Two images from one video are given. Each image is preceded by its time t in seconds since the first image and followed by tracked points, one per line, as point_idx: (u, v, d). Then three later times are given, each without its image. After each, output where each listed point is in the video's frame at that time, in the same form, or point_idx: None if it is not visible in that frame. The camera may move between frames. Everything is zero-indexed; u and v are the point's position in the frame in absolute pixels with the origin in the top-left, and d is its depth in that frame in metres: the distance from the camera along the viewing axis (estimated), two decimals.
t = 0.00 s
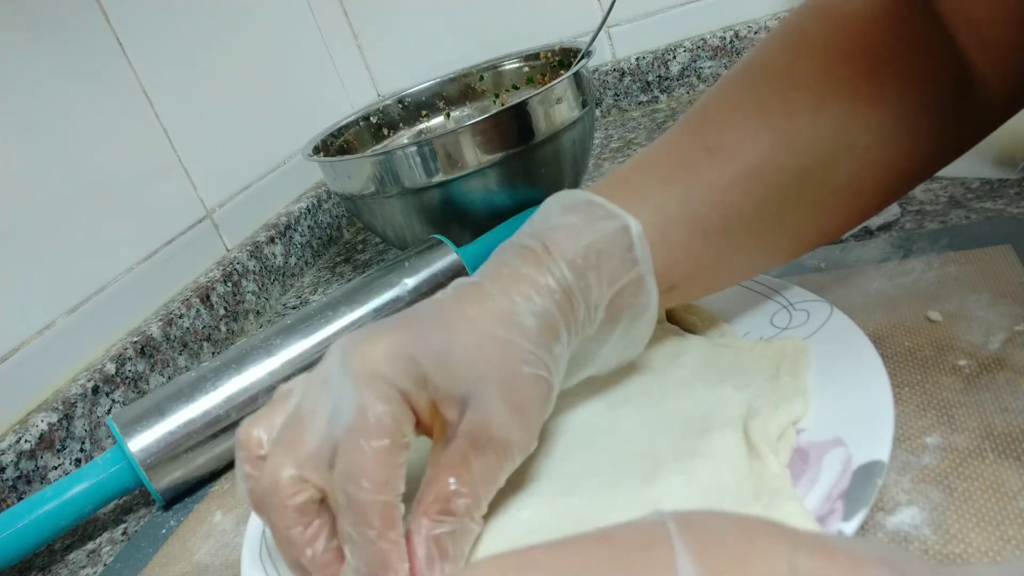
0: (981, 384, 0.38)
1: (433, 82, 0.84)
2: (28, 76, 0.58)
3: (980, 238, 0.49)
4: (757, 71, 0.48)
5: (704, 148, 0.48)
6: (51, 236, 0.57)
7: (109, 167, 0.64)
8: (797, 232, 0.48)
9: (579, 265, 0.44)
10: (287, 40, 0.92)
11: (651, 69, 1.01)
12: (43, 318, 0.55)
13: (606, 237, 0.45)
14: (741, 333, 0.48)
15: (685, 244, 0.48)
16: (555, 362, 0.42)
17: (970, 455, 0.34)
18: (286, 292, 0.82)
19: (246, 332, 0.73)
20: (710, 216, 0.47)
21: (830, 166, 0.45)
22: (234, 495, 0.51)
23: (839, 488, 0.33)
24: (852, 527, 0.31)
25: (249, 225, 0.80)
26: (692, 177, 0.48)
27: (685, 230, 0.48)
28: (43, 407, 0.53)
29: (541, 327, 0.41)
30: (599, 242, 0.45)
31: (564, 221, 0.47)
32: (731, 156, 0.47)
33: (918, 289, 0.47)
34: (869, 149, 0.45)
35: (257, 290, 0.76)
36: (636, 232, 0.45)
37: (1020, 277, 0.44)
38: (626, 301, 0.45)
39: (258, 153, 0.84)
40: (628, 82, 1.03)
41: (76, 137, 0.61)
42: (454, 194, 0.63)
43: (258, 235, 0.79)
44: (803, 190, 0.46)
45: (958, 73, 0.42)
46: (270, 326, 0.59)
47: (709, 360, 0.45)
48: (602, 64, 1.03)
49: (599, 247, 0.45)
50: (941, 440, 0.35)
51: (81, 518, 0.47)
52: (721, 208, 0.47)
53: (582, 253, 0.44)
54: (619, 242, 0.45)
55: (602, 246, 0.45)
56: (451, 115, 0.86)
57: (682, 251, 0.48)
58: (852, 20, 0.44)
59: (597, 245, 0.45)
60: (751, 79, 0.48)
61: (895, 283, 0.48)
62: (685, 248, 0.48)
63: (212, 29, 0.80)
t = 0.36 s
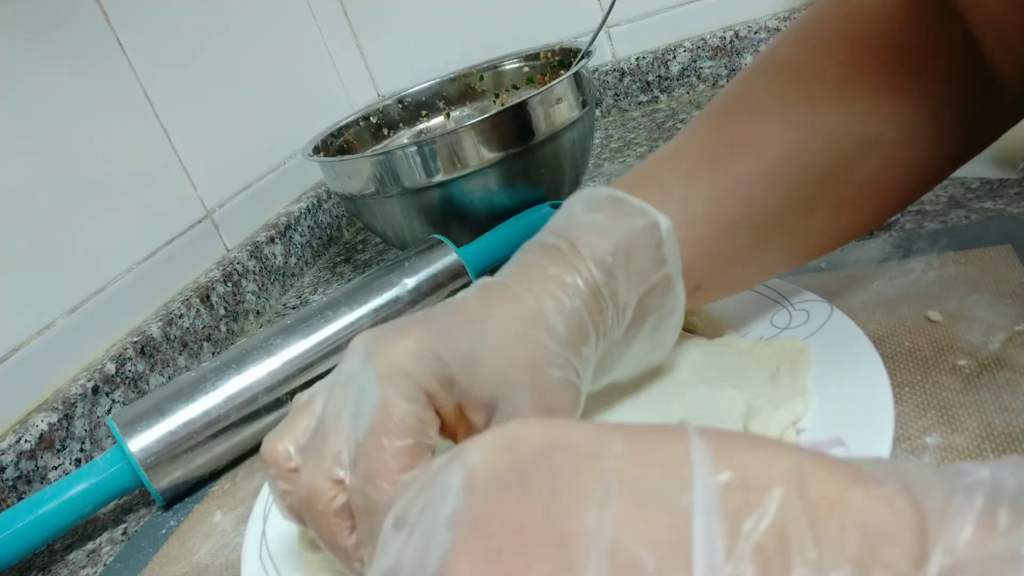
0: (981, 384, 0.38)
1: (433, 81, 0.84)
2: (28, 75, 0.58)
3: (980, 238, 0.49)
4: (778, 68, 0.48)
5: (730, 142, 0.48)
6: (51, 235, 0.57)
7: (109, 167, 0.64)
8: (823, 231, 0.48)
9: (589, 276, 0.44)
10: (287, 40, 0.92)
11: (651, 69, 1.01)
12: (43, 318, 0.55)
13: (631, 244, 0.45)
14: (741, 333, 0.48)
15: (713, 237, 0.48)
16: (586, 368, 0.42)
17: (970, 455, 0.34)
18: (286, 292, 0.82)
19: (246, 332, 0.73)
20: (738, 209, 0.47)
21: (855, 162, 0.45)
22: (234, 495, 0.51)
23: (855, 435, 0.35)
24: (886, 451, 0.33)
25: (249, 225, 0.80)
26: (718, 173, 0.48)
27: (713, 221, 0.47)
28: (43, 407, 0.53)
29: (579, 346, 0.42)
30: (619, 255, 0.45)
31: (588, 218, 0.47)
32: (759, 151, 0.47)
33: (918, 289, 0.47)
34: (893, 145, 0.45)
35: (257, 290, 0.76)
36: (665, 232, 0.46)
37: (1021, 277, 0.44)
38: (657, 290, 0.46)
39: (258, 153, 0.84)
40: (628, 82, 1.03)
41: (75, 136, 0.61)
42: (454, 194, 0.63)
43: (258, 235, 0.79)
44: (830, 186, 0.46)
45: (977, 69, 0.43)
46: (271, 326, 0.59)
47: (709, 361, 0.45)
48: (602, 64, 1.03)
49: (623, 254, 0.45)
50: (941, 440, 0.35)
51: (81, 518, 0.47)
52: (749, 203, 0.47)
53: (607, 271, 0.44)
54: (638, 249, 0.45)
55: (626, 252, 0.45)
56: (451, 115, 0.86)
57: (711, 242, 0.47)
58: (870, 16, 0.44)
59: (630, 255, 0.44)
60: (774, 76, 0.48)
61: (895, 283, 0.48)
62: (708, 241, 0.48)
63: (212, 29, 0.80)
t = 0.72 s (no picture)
0: (981, 384, 0.38)
1: (433, 81, 0.84)
2: (27, 76, 0.58)
3: (980, 238, 0.49)
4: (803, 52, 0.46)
5: (755, 132, 0.46)
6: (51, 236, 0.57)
7: (108, 167, 0.64)
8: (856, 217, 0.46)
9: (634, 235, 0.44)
10: (287, 40, 0.93)
11: (651, 69, 1.01)
12: (43, 318, 0.55)
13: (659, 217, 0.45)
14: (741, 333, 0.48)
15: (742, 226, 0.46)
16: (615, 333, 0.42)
17: (970, 456, 0.34)
18: (286, 292, 0.82)
19: (246, 332, 0.73)
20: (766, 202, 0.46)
21: (884, 148, 0.43)
22: (234, 495, 0.51)
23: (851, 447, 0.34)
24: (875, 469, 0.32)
25: (249, 225, 0.80)
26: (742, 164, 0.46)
27: (742, 207, 0.46)
28: (43, 407, 0.53)
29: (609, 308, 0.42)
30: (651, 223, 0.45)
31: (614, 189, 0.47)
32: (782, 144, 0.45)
33: (918, 289, 0.47)
34: (922, 129, 0.43)
35: (257, 290, 0.76)
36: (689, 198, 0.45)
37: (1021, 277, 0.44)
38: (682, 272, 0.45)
39: (258, 153, 0.84)
40: (628, 82, 1.03)
41: (75, 136, 0.61)
42: (454, 194, 0.63)
43: (258, 235, 0.79)
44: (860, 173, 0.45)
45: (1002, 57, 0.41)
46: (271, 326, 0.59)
47: (710, 360, 0.45)
48: (602, 64, 1.03)
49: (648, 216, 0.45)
50: (942, 440, 0.35)
51: (81, 518, 0.47)
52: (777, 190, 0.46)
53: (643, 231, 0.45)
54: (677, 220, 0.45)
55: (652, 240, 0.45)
56: (451, 115, 0.86)
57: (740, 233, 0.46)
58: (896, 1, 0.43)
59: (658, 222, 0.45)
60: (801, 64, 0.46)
61: (895, 284, 0.48)
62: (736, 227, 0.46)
63: (212, 29, 0.80)
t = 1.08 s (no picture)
0: (981, 384, 0.38)
1: (433, 81, 0.84)
2: (27, 76, 0.58)
3: (980, 238, 0.49)
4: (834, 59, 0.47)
5: (827, 100, 0.46)
6: (51, 236, 0.57)
7: (109, 168, 0.64)
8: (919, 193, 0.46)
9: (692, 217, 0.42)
10: (287, 40, 0.93)
11: (651, 69, 1.01)
12: (43, 318, 0.55)
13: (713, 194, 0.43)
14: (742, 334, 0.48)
15: (816, 197, 0.46)
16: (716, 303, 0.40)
17: (970, 455, 0.34)
18: (286, 292, 0.82)
19: (245, 332, 0.73)
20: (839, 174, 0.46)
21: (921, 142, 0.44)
22: (234, 495, 0.51)
23: (841, 493, 0.32)
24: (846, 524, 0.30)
25: (249, 225, 0.80)
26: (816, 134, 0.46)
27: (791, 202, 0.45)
28: (43, 407, 0.53)
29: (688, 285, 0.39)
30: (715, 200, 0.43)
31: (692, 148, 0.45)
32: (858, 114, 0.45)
33: (918, 289, 0.47)
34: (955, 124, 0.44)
35: (257, 290, 0.76)
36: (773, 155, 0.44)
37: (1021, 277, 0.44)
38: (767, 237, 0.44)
39: (258, 153, 0.84)
40: (628, 81, 1.03)
41: (75, 136, 0.61)
42: (454, 194, 0.63)
43: (258, 235, 0.79)
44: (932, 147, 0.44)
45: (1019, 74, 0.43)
46: (270, 326, 0.59)
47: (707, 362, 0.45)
48: (602, 64, 1.03)
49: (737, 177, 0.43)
50: (942, 440, 0.35)
51: (81, 518, 0.47)
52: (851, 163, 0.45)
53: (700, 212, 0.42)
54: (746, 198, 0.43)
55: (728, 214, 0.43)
56: (451, 115, 0.86)
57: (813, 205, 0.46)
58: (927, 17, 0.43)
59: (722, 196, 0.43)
60: (871, 36, 0.45)
61: (895, 283, 0.48)
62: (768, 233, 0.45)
63: (212, 29, 0.80)
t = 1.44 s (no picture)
0: (981, 384, 0.38)
1: (433, 81, 0.84)
2: (27, 76, 0.58)
3: (980, 238, 0.49)
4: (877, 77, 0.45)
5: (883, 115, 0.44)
6: (50, 236, 0.57)
7: (109, 168, 0.64)
8: (1009, 181, 0.43)
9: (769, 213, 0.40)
10: (286, 40, 0.93)
11: (651, 69, 1.01)
12: (43, 318, 0.55)
13: (726, 205, 0.42)
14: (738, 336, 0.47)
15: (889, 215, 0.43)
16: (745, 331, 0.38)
17: (970, 455, 0.34)
18: (286, 292, 0.82)
19: (246, 332, 0.73)
20: (925, 170, 0.43)
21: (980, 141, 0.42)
22: (233, 495, 0.51)
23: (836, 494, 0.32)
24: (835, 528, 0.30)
25: (249, 225, 0.80)
26: (892, 127, 0.44)
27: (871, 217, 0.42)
28: (43, 407, 0.53)
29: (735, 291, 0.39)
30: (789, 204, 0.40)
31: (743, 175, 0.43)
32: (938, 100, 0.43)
33: (918, 289, 0.47)
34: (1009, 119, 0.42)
35: (257, 290, 0.76)
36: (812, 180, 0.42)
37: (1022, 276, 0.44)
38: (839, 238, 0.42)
39: (258, 153, 0.84)
40: (628, 82, 1.03)
41: (75, 135, 0.61)
42: (454, 194, 0.63)
43: (258, 235, 0.79)
44: None
45: None
46: (270, 326, 0.59)
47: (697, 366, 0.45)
48: (601, 64, 1.03)
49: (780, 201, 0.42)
50: (942, 440, 0.35)
51: (81, 518, 0.47)
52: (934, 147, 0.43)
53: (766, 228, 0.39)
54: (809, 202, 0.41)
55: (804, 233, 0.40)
56: (451, 115, 0.86)
57: (903, 199, 0.43)
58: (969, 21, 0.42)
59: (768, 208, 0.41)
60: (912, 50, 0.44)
61: (895, 283, 0.48)
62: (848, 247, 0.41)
63: (212, 29, 0.80)
